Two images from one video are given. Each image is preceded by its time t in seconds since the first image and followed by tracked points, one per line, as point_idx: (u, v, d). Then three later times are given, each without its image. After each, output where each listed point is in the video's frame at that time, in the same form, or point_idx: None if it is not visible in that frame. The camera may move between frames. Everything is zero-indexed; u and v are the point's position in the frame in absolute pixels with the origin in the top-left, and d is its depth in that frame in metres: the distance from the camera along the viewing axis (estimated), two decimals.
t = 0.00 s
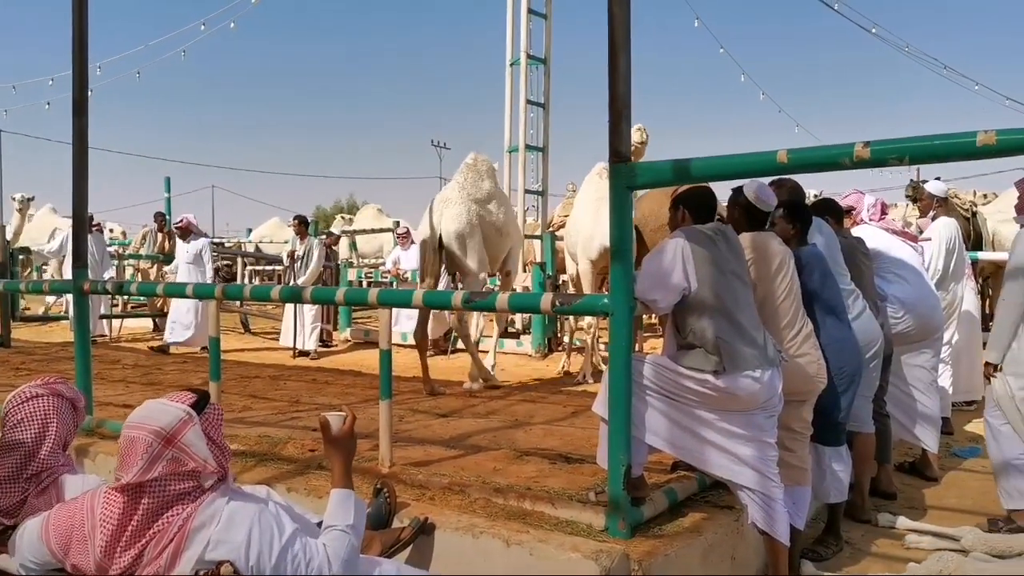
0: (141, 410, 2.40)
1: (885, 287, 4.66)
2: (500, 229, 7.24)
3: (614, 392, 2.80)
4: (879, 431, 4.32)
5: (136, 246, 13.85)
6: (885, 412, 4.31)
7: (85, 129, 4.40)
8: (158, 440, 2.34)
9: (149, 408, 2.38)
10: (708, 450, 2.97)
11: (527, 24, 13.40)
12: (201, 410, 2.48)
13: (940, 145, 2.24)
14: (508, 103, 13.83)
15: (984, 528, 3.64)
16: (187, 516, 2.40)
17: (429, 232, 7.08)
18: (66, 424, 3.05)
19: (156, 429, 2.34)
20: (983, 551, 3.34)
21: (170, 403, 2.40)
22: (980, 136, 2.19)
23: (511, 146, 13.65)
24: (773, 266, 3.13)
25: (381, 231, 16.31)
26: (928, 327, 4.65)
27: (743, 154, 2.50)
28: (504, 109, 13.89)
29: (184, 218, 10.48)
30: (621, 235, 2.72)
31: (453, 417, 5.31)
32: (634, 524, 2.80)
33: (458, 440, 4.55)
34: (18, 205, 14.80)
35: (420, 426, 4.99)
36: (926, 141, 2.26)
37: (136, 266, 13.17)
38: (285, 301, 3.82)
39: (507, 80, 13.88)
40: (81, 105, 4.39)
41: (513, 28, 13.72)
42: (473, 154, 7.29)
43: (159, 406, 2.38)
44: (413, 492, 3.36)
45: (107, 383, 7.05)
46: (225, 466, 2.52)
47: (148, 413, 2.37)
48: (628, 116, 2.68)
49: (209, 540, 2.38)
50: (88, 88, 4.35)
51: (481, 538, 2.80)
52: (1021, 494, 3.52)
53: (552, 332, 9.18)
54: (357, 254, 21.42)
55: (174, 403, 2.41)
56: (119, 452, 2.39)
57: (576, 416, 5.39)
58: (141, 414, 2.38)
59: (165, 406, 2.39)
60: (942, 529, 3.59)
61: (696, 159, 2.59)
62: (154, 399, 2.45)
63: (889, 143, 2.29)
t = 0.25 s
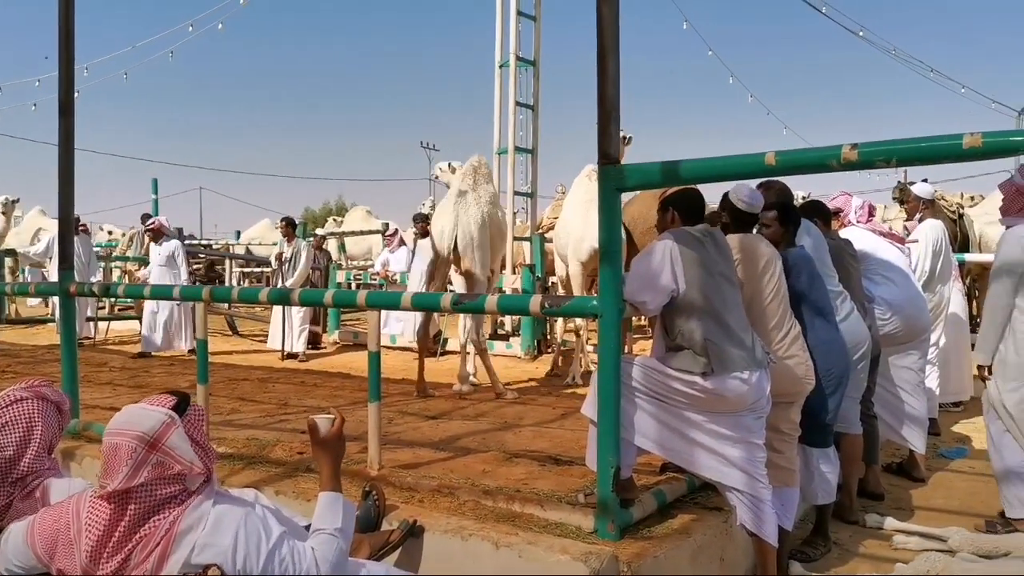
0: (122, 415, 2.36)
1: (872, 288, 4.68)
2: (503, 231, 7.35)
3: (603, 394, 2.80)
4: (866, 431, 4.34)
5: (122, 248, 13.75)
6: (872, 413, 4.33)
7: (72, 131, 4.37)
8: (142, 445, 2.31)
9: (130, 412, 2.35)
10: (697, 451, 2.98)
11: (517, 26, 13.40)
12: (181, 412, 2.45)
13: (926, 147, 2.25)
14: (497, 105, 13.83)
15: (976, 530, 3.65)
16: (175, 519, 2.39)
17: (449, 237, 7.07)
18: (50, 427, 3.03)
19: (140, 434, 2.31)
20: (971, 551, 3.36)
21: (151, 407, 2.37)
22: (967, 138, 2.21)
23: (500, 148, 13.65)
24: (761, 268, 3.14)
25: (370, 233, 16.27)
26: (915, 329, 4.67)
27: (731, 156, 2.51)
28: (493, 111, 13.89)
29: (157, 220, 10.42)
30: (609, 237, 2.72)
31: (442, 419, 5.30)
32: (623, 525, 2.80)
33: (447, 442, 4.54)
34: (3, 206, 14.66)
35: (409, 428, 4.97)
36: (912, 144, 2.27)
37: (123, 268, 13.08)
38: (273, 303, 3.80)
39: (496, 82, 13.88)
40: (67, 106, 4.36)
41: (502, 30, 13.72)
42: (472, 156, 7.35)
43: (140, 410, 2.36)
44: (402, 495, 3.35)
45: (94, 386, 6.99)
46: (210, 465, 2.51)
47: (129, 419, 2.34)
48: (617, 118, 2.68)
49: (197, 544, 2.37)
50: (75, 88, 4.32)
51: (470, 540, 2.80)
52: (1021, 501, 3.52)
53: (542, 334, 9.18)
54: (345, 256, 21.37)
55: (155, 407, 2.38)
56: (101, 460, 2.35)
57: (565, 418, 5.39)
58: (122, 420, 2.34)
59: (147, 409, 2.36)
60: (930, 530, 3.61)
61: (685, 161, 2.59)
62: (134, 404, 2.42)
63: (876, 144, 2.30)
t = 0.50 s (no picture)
0: (112, 417, 2.34)
1: (860, 290, 4.70)
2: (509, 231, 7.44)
3: (593, 395, 2.81)
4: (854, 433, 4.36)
5: (110, 249, 13.67)
6: (861, 414, 4.35)
7: (59, 132, 4.34)
8: (133, 448, 2.29)
9: (120, 414, 2.34)
10: (686, 452, 2.98)
11: (506, 27, 13.41)
12: (172, 416, 2.44)
13: (913, 149, 2.27)
14: (487, 106, 13.84)
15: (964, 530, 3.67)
16: (163, 523, 2.37)
17: (469, 236, 7.11)
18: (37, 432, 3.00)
19: (131, 436, 2.29)
20: (958, 551, 3.38)
21: (141, 410, 2.36)
22: (954, 140, 2.24)
23: (490, 149, 13.65)
24: (749, 269, 3.15)
25: (360, 234, 16.23)
26: (903, 330, 4.70)
27: (720, 158, 2.52)
28: (483, 112, 13.89)
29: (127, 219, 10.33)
30: (599, 238, 2.72)
31: (431, 421, 5.29)
32: (613, 526, 2.80)
33: (437, 444, 4.53)
34: None
35: (399, 430, 4.96)
36: (900, 146, 2.29)
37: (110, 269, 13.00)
38: (262, 305, 3.78)
39: (486, 83, 13.88)
40: (54, 106, 4.33)
41: (492, 32, 13.73)
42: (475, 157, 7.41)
43: (131, 412, 2.34)
44: (391, 497, 3.34)
45: (81, 388, 6.94)
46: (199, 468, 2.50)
47: (120, 421, 2.32)
48: (606, 119, 2.68)
49: (184, 548, 2.35)
50: (62, 89, 4.29)
51: (460, 542, 2.79)
52: (1013, 504, 3.53)
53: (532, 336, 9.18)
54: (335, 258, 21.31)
55: (145, 409, 2.37)
56: (90, 463, 2.33)
57: (555, 419, 5.39)
58: (113, 422, 2.32)
59: (137, 412, 2.35)
60: (917, 530, 3.63)
61: (674, 162, 2.60)
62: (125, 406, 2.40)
63: (863, 147, 2.31)
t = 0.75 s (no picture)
0: (106, 418, 2.33)
1: (854, 292, 4.71)
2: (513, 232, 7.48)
3: (587, 397, 2.81)
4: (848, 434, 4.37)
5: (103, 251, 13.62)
6: (854, 415, 4.36)
7: (52, 133, 4.32)
8: (127, 449, 2.28)
9: (115, 415, 2.32)
10: (680, 454, 2.98)
11: (500, 29, 13.42)
12: (167, 418, 2.42)
13: (906, 151, 2.28)
14: (481, 108, 13.84)
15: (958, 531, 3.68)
16: (157, 525, 2.36)
17: (481, 237, 7.10)
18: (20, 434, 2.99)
19: (125, 438, 2.28)
20: (951, 552, 3.38)
21: (136, 411, 2.34)
22: (947, 142, 2.24)
23: (484, 150, 13.65)
24: (743, 271, 3.15)
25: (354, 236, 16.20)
26: (896, 331, 4.72)
27: (714, 159, 2.53)
28: (477, 114, 13.89)
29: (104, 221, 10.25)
30: (593, 240, 2.72)
31: (426, 422, 5.29)
32: (607, 528, 2.80)
33: (431, 445, 4.52)
34: None
35: (393, 431, 4.96)
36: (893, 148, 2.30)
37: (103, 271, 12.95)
38: (256, 306, 3.78)
39: (480, 85, 13.88)
40: (47, 108, 4.32)
41: (486, 34, 13.74)
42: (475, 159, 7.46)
43: (126, 413, 2.33)
44: (386, 498, 3.34)
45: (74, 390, 6.90)
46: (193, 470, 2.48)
47: (114, 422, 2.31)
48: (600, 121, 2.69)
49: (177, 551, 2.34)
50: (55, 90, 4.28)
51: (453, 544, 2.80)
52: (1006, 507, 3.53)
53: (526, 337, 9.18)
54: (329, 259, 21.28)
55: (140, 411, 2.35)
56: (83, 464, 2.31)
57: (549, 421, 5.38)
58: (108, 422, 2.31)
59: (132, 413, 2.33)
60: (911, 532, 3.64)
61: (668, 163, 2.60)
62: (120, 407, 2.39)
63: (857, 148, 2.32)
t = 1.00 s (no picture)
0: (102, 418, 2.33)
1: (851, 293, 4.71)
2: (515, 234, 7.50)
3: (585, 398, 2.81)
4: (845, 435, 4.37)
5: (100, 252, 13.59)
6: (851, 416, 4.36)
7: (48, 134, 4.31)
8: (122, 448, 2.28)
9: (111, 416, 2.33)
10: (677, 455, 2.98)
11: (498, 31, 13.42)
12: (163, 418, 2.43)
13: (904, 152, 2.28)
14: (479, 109, 13.83)
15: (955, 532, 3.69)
16: (153, 525, 2.35)
17: (484, 237, 7.12)
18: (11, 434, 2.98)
19: (121, 437, 2.28)
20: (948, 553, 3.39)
21: (132, 411, 2.35)
22: (944, 143, 2.25)
23: (482, 152, 13.64)
24: (740, 272, 3.15)
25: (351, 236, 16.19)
26: (893, 332, 4.72)
27: (711, 160, 2.53)
28: (474, 115, 13.88)
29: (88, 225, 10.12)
30: (591, 240, 2.72)
31: (423, 424, 5.28)
32: (604, 529, 2.80)
33: (427, 446, 4.52)
34: None
35: (390, 432, 4.95)
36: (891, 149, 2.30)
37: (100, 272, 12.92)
38: (252, 307, 3.77)
39: (477, 86, 13.88)
40: (44, 109, 4.30)
41: (483, 35, 13.73)
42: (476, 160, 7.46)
43: (122, 413, 2.33)
44: (383, 500, 3.33)
45: (70, 391, 6.89)
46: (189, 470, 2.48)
47: (110, 422, 2.31)
48: (598, 122, 2.68)
49: (174, 551, 2.33)
50: (52, 91, 4.27)
51: (451, 545, 2.79)
52: (1004, 510, 3.54)
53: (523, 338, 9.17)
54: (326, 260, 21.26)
55: (136, 411, 2.36)
56: (78, 464, 2.31)
57: (547, 422, 5.38)
58: (104, 422, 2.31)
59: (128, 413, 2.34)
60: (908, 533, 3.64)
61: (665, 165, 2.60)
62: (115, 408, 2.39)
63: (854, 150, 2.33)
